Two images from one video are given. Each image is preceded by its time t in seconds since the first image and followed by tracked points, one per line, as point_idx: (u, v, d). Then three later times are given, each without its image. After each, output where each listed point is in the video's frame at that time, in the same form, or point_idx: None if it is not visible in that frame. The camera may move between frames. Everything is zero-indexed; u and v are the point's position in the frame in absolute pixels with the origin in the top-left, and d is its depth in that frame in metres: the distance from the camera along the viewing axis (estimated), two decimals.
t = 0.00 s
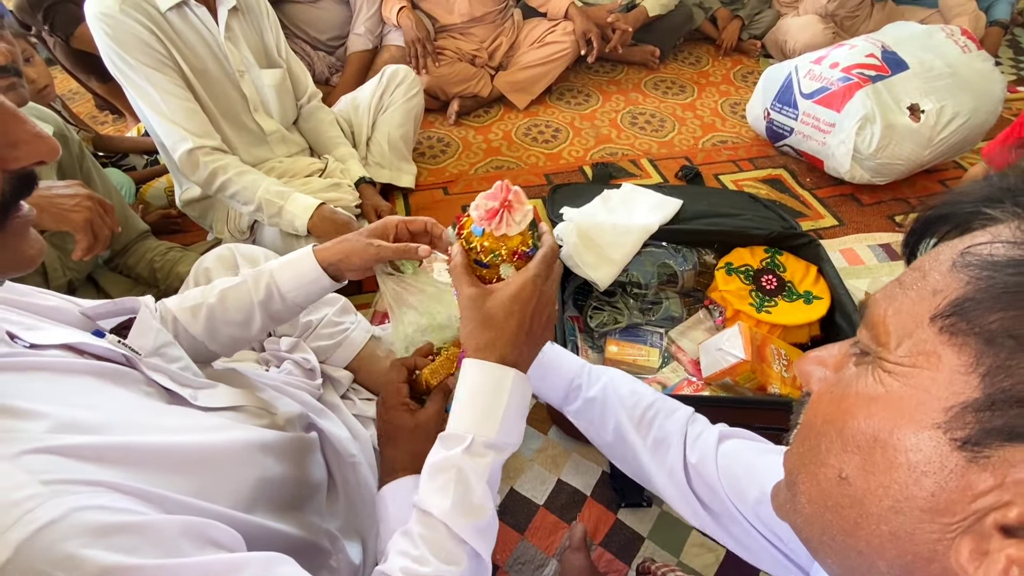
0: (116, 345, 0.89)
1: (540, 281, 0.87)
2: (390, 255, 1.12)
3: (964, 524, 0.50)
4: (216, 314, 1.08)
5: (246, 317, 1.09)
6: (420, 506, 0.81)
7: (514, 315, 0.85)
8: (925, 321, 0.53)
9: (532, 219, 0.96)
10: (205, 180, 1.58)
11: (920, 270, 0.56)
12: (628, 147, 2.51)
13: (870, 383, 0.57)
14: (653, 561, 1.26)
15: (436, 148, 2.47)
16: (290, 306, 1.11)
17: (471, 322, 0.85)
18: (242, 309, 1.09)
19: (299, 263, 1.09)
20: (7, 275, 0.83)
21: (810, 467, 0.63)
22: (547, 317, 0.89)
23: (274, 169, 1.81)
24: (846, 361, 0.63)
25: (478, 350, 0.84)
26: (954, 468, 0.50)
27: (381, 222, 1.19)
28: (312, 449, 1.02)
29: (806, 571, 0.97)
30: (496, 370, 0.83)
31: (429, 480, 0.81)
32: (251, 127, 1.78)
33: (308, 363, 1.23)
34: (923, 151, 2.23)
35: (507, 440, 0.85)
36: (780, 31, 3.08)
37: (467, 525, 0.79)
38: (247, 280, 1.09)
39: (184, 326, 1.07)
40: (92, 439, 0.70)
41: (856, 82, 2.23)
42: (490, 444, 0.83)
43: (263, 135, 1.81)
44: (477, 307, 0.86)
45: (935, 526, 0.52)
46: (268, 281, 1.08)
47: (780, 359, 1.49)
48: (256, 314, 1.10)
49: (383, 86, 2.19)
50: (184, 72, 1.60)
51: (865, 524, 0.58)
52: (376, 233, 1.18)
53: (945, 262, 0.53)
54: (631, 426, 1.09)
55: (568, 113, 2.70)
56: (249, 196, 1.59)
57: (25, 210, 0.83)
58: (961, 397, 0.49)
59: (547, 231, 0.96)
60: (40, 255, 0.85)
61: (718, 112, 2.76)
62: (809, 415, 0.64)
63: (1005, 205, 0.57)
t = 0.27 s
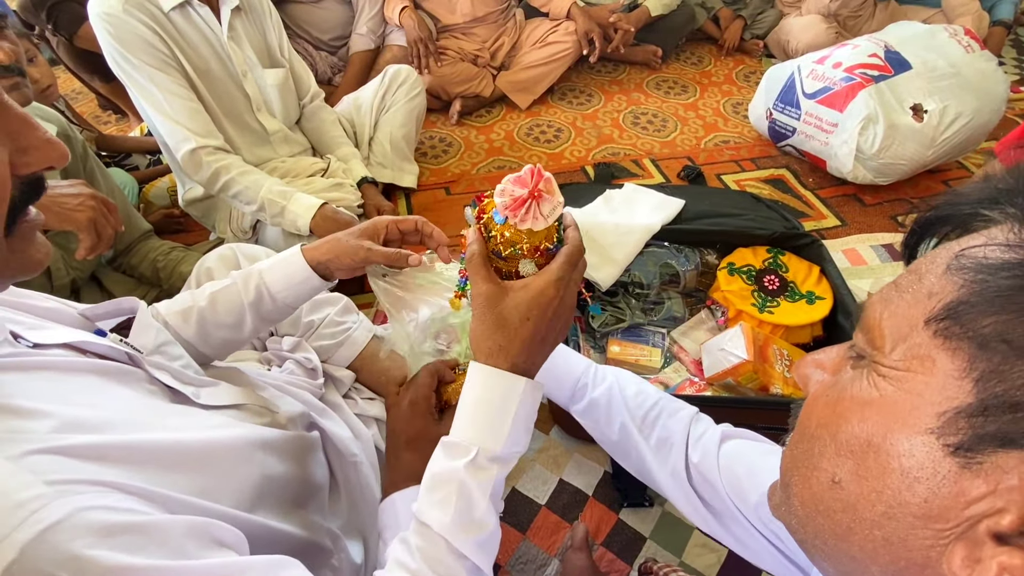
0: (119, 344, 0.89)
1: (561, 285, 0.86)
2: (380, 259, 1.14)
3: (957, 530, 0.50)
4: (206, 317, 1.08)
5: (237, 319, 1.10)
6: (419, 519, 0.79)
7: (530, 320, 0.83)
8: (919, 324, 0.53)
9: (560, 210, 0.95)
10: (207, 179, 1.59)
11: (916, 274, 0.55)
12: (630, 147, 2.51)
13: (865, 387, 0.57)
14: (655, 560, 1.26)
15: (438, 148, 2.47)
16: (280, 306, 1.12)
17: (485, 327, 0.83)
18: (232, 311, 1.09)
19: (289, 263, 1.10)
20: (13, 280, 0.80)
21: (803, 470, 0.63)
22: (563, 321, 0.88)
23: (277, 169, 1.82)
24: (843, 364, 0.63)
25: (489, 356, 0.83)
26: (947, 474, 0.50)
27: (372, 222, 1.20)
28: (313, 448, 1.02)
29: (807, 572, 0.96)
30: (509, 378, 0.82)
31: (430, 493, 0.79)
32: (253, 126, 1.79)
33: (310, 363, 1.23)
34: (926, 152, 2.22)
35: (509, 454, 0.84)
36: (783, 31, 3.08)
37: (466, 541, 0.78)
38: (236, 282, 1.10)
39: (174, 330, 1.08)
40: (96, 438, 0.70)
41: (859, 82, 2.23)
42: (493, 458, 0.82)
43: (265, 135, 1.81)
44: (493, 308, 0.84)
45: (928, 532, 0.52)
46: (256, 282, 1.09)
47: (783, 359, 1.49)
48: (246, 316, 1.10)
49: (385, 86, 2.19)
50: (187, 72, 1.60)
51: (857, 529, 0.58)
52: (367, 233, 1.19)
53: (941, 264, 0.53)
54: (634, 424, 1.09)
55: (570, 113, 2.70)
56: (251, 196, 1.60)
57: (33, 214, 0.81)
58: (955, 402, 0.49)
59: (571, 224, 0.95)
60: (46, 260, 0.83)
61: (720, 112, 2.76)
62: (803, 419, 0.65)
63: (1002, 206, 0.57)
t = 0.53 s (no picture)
0: (120, 343, 0.90)
1: (567, 304, 0.81)
2: (382, 276, 1.18)
3: (964, 539, 0.51)
4: (207, 322, 1.08)
5: (238, 324, 1.10)
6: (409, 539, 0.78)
7: (532, 340, 0.80)
8: (927, 329, 0.52)
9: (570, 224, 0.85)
10: (209, 179, 1.59)
11: (923, 276, 0.55)
12: (632, 147, 2.51)
13: (869, 392, 0.57)
14: (656, 560, 1.26)
15: (439, 148, 2.47)
16: (281, 313, 1.12)
17: (484, 345, 0.80)
18: (234, 316, 1.10)
19: (291, 270, 1.11)
20: (16, 284, 0.79)
21: (808, 475, 0.63)
22: (564, 337, 0.84)
23: (279, 168, 1.82)
24: (848, 366, 0.62)
25: (486, 376, 0.81)
26: (954, 482, 0.50)
27: (377, 239, 1.23)
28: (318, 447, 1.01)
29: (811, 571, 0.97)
30: (507, 399, 0.80)
31: (421, 514, 0.78)
32: (256, 126, 1.79)
33: (312, 362, 1.23)
34: (928, 152, 2.22)
35: (503, 475, 0.82)
36: (785, 30, 3.07)
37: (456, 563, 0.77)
38: (237, 289, 1.10)
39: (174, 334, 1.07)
40: (97, 440, 0.70)
41: (861, 82, 2.23)
42: (486, 481, 0.80)
43: (267, 135, 1.81)
44: (494, 325, 0.80)
45: (935, 541, 0.53)
46: (258, 289, 1.10)
47: (784, 359, 1.49)
48: (248, 322, 1.11)
49: (386, 85, 2.19)
50: (190, 72, 1.60)
51: (862, 535, 0.59)
52: (372, 249, 1.22)
53: (948, 267, 0.53)
54: (637, 424, 1.09)
55: (571, 113, 2.70)
56: (253, 195, 1.60)
57: (36, 219, 0.80)
58: (962, 409, 0.49)
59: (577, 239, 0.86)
60: (49, 265, 0.81)
61: (722, 112, 2.75)
62: (808, 422, 0.64)
63: (1012, 206, 0.57)
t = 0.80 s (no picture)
0: (120, 341, 0.90)
1: (563, 319, 0.78)
2: (392, 293, 1.19)
3: (992, 548, 0.51)
4: (215, 325, 1.09)
5: (246, 328, 1.11)
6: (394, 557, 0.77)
7: (526, 356, 0.76)
8: (950, 332, 0.52)
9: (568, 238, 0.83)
10: (210, 178, 1.59)
11: (943, 278, 0.55)
12: (633, 146, 2.51)
13: (891, 398, 0.56)
14: (657, 560, 1.25)
15: (440, 147, 2.47)
16: (290, 319, 1.14)
17: (476, 361, 0.76)
18: (242, 321, 1.11)
19: (304, 279, 1.13)
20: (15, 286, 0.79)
21: (826, 482, 0.62)
22: (557, 353, 0.81)
23: (280, 167, 1.82)
24: (865, 371, 0.62)
25: (477, 393, 0.77)
26: (983, 491, 0.50)
27: (392, 256, 1.23)
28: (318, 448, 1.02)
29: None
30: (496, 418, 0.77)
31: (407, 532, 0.76)
32: (257, 124, 1.79)
33: (313, 361, 1.23)
34: (930, 150, 2.21)
35: (493, 492, 0.80)
36: (786, 29, 3.07)
37: None
38: (248, 294, 1.11)
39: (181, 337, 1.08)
40: (96, 440, 0.70)
41: (863, 80, 2.22)
42: (475, 499, 0.78)
43: (268, 134, 1.82)
44: (489, 340, 0.76)
45: (961, 550, 0.53)
46: (270, 295, 1.11)
47: (786, 358, 1.49)
48: (256, 327, 1.12)
49: (387, 84, 2.19)
50: (191, 70, 1.60)
51: (884, 546, 0.58)
52: (386, 265, 1.23)
53: (970, 270, 0.53)
54: (652, 426, 1.09)
55: (572, 112, 2.69)
56: (254, 194, 1.60)
57: (36, 222, 0.80)
58: (991, 416, 0.49)
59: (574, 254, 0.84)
60: (48, 267, 0.82)
61: (723, 111, 2.75)
62: (823, 428, 0.63)
63: None
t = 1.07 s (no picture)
0: (121, 338, 0.90)
1: (553, 323, 0.78)
2: (401, 287, 1.21)
3: None
4: (222, 327, 1.09)
5: (253, 331, 1.11)
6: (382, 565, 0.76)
7: (516, 363, 0.76)
8: (998, 344, 0.48)
9: (561, 236, 0.83)
10: (210, 177, 1.59)
11: (987, 284, 0.51)
12: (634, 145, 2.51)
13: (932, 412, 0.52)
14: (656, 559, 1.25)
15: (440, 146, 2.47)
16: (296, 324, 1.14)
17: (464, 366, 0.76)
18: (249, 324, 1.11)
19: (313, 285, 1.14)
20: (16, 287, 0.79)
21: (860, 498, 0.57)
22: (546, 356, 0.80)
23: (280, 166, 1.82)
24: (898, 381, 0.59)
25: (465, 399, 0.77)
26: None
27: (393, 251, 1.25)
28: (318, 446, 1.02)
29: None
30: (484, 425, 0.77)
31: (395, 541, 0.76)
32: (256, 123, 1.79)
33: (313, 360, 1.23)
34: (930, 149, 2.21)
35: (481, 500, 0.79)
36: (787, 27, 3.07)
37: None
38: (257, 297, 1.12)
39: (187, 336, 1.08)
40: (95, 440, 0.70)
41: (863, 79, 2.22)
42: (462, 508, 0.77)
43: (268, 132, 1.81)
44: (476, 347, 0.75)
45: None
46: (278, 298, 1.12)
47: (786, 357, 1.48)
48: (262, 329, 1.12)
49: (388, 83, 2.19)
50: (190, 69, 1.60)
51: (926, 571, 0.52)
52: (388, 262, 1.24)
53: (1020, 274, 0.49)
54: (683, 466, 1.03)
55: (572, 111, 2.69)
56: (254, 193, 1.59)
57: (35, 222, 0.80)
58: None
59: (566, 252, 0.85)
60: (47, 268, 0.82)
61: (723, 109, 2.75)
62: (856, 439, 0.59)
63: None
